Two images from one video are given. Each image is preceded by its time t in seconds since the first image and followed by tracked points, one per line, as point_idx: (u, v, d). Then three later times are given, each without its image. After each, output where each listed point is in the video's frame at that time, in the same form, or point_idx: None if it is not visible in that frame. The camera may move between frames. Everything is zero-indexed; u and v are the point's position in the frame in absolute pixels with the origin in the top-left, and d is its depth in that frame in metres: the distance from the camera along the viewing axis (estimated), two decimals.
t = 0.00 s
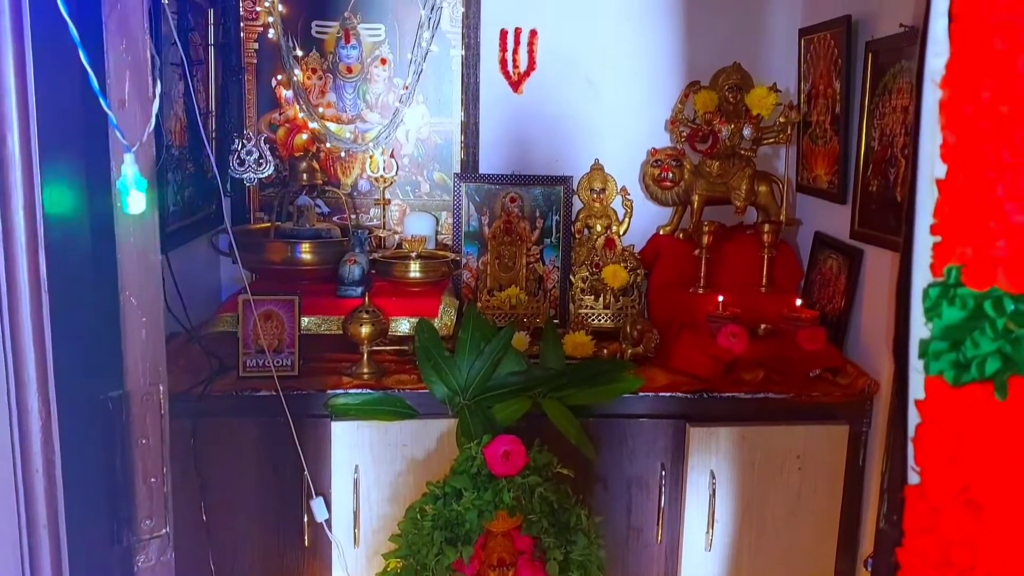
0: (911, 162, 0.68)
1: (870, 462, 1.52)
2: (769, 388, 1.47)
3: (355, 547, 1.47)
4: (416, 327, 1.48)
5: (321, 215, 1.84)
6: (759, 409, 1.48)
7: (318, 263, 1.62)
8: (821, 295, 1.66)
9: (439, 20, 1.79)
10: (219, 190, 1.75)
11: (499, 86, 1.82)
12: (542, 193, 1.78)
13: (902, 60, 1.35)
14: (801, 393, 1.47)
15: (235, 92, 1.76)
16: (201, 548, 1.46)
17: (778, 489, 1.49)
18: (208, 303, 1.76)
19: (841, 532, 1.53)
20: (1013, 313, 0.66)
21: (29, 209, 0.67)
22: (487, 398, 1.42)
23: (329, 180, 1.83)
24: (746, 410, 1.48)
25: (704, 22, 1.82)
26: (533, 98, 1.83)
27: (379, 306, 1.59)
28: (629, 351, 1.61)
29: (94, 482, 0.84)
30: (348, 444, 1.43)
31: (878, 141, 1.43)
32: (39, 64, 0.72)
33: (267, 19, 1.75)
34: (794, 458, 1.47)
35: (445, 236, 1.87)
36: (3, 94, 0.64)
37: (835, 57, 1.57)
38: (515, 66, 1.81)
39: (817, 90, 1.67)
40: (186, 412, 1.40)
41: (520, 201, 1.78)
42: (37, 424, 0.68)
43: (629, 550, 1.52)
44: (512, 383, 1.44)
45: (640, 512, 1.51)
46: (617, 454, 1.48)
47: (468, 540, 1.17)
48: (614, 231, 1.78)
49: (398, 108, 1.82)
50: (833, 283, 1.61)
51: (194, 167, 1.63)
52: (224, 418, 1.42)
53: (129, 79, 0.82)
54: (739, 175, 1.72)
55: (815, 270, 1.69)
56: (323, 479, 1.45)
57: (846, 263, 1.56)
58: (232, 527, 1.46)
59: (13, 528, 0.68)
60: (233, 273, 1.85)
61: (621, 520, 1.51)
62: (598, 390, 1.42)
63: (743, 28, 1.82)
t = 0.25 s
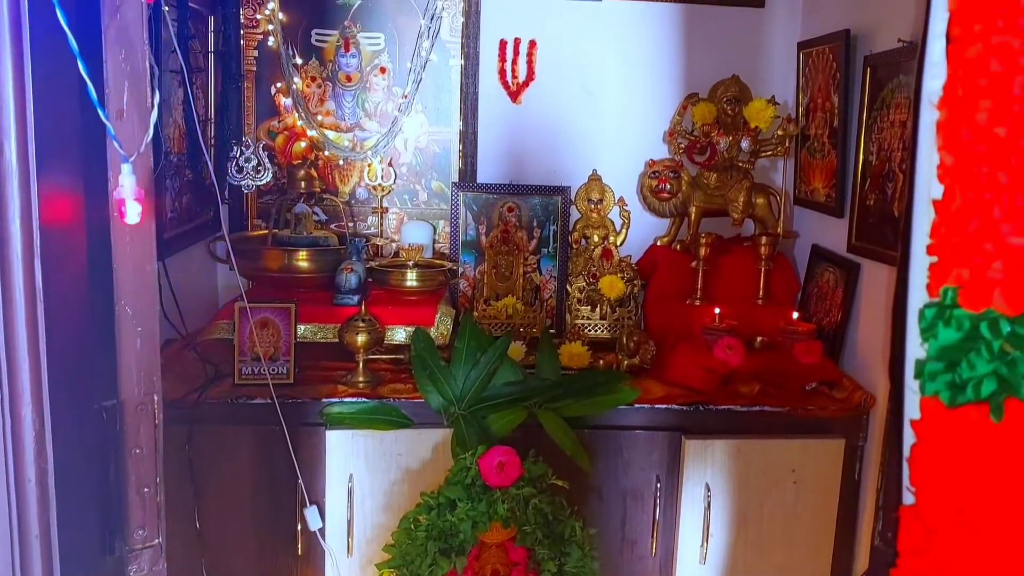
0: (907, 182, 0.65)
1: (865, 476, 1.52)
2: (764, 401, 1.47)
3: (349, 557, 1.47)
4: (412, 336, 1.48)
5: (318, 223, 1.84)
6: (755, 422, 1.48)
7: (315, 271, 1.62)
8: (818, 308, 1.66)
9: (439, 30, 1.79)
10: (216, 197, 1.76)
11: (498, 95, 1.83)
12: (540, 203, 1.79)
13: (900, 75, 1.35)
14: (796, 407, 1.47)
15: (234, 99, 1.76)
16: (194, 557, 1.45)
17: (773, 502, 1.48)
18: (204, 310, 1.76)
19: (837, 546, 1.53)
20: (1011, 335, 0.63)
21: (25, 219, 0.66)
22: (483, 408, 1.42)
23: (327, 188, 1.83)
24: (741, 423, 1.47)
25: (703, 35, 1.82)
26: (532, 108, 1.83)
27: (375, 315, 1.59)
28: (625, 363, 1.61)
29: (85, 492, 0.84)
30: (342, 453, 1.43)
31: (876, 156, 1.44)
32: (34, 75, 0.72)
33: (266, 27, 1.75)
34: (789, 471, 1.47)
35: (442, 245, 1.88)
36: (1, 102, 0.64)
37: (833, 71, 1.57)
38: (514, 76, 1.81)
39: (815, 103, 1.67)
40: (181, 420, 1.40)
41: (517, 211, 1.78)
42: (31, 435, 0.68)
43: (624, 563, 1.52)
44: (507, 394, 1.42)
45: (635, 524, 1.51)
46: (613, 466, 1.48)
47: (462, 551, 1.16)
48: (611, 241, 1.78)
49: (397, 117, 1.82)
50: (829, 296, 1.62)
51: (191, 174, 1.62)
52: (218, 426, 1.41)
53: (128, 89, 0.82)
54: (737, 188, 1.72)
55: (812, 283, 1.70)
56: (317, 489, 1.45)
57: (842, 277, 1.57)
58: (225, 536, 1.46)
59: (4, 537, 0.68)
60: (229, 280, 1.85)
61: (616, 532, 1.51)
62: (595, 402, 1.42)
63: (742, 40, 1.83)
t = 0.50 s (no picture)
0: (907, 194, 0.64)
1: (866, 485, 1.51)
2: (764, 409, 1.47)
3: (348, 566, 1.46)
4: (411, 345, 1.48)
5: (317, 231, 1.84)
6: (755, 431, 1.47)
7: (314, 279, 1.62)
8: (818, 316, 1.66)
9: (438, 38, 1.79)
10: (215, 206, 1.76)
11: (497, 104, 1.83)
12: (540, 211, 1.79)
13: (899, 83, 1.35)
14: (795, 415, 1.46)
15: (233, 107, 1.76)
16: (192, 566, 1.45)
17: (773, 511, 1.48)
18: (202, 318, 1.75)
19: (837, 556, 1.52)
20: (1012, 347, 0.64)
21: (24, 230, 0.66)
22: (482, 417, 1.41)
23: (326, 197, 1.83)
24: (741, 432, 1.47)
25: (702, 43, 1.83)
26: (531, 116, 1.84)
27: (375, 324, 1.58)
28: (625, 371, 1.60)
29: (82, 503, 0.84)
30: (341, 462, 1.42)
31: (875, 164, 1.44)
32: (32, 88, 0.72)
33: (266, 35, 1.76)
34: (790, 480, 1.46)
35: (440, 253, 1.87)
36: None
37: (832, 79, 1.57)
38: (513, 84, 1.81)
39: (814, 111, 1.67)
40: (179, 428, 1.39)
41: (516, 218, 1.78)
42: (28, 447, 0.67)
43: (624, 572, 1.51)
44: (507, 402, 1.42)
45: (635, 534, 1.50)
46: (612, 475, 1.48)
47: (461, 560, 1.15)
48: (610, 249, 1.78)
49: (396, 125, 1.82)
50: (829, 304, 1.61)
51: (190, 182, 1.62)
52: (216, 434, 1.41)
53: (127, 100, 0.82)
54: (737, 195, 1.72)
55: (812, 291, 1.69)
56: (316, 498, 1.44)
57: (842, 285, 1.56)
58: (223, 545, 1.45)
59: None
60: (228, 288, 1.84)
61: (615, 541, 1.50)
62: (594, 410, 1.42)
63: (741, 48, 1.83)
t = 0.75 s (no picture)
0: (909, 197, 0.64)
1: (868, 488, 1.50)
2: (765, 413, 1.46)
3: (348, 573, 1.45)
4: (411, 351, 1.47)
5: (316, 237, 1.84)
6: (756, 434, 1.47)
7: (313, 285, 1.61)
8: (818, 319, 1.66)
9: (436, 43, 1.79)
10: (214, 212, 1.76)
11: (496, 108, 1.83)
12: (539, 216, 1.79)
13: (898, 86, 1.35)
14: (796, 419, 1.46)
15: (231, 114, 1.76)
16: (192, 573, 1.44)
17: (775, 514, 1.47)
18: (201, 324, 1.75)
19: (840, 561, 1.51)
20: (1015, 349, 0.64)
21: (22, 239, 0.66)
22: (482, 423, 1.41)
23: (325, 203, 1.83)
24: (742, 435, 1.47)
25: (700, 46, 1.83)
26: (529, 121, 1.84)
27: (375, 329, 1.58)
28: (625, 375, 1.60)
29: (82, 511, 0.84)
30: (341, 469, 1.42)
31: (875, 166, 1.44)
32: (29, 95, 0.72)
33: (264, 41, 1.75)
34: (791, 484, 1.46)
35: (440, 258, 1.87)
36: None
37: (831, 82, 1.57)
38: (511, 88, 1.81)
39: (813, 114, 1.67)
40: (178, 435, 1.39)
41: (515, 223, 1.79)
42: (27, 456, 0.67)
43: None
44: (507, 407, 1.42)
45: (636, 538, 1.49)
46: (614, 479, 1.47)
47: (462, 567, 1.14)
48: (610, 253, 1.77)
49: (394, 130, 1.82)
50: (829, 307, 1.61)
51: (189, 189, 1.62)
52: (216, 441, 1.40)
53: (125, 106, 0.81)
54: (736, 199, 1.72)
55: (812, 294, 1.69)
56: (316, 505, 1.44)
57: (843, 288, 1.56)
58: (223, 552, 1.44)
59: None
60: (227, 295, 1.84)
61: (617, 545, 1.49)
62: (595, 415, 1.41)
63: (739, 52, 1.83)
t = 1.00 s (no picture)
0: (913, 197, 0.65)
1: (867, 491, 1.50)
2: (765, 415, 1.46)
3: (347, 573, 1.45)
4: (410, 352, 1.47)
5: (316, 237, 1.83)
6: (756, 436, 1.47)
7: (313, 286, 1.61)
8: (819, 321, 1.65)
9: (436, 44, 1.79)
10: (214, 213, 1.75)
11: (496, 110, 1.82)
12: (538, 217, 1.79)
13: (899, 88, 1.35)
14: (797, 421, 1.46)
15: (231, 114, 1.76)
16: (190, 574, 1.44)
17: (775, 516, 1.47)
18: (200, 325, 1.75)
19: (839, 562, 1.52)
20: (1019, 351, 0.64)
21: (20, 237, 0.66)
22: (481, 424, 1.40)
23: (325, 203, 1.83)
24: (742, 438, 1.47)
25: (701, 48, 1.83)
26: (529, 122, 1.83)
27: (374, 330, 1.58)
28: (624, 377, 1.59)
29: (81, 513, 0.84)
30: (340, 469, 1.41)
31: (875, 169, 1.44)
32: (28, 93, 0.72)
33: (264, 41, 1.75)
34: (790, 486, 1.46)
35: (439, 259, 1.87)
36: None
37: (832, 84, 1.57)
38: (512, 89, 1.81)
39: (814, 116, 1.67)
40: (177, 435, 1.39)
41: (515, 225, 1.79)
42: (25, 456, 0.67)
43: None
44: (506, 408, 1.41)
45: (635, 540, 1.49)
46: (613, 481, 1.47)
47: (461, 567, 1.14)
48: (610, 255, 1.77)
49: (394, 131, 1.82)
50: (829, 310, 1.61)
51: (188, 189, 1.62)
52: (215, 441, 1.40)
53: (124, 105, 0.81)
54: (736, 201, 1.72)
55: (812, 296, 1.69)
56: (315, 505, 1.43)
57: (843, 291, 1.56)
58: (222, 553, 1.44)
59: None
60: (226, 295, 1.84)
61: (616, 547, 1.49)
62: (595, 416, 1.41)
63: (739, 53, 1.83)
